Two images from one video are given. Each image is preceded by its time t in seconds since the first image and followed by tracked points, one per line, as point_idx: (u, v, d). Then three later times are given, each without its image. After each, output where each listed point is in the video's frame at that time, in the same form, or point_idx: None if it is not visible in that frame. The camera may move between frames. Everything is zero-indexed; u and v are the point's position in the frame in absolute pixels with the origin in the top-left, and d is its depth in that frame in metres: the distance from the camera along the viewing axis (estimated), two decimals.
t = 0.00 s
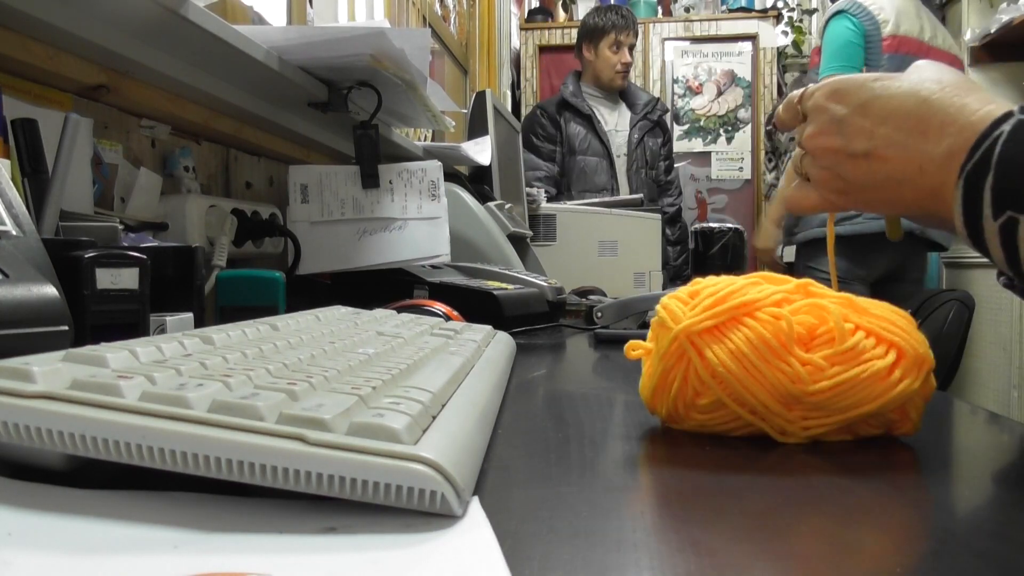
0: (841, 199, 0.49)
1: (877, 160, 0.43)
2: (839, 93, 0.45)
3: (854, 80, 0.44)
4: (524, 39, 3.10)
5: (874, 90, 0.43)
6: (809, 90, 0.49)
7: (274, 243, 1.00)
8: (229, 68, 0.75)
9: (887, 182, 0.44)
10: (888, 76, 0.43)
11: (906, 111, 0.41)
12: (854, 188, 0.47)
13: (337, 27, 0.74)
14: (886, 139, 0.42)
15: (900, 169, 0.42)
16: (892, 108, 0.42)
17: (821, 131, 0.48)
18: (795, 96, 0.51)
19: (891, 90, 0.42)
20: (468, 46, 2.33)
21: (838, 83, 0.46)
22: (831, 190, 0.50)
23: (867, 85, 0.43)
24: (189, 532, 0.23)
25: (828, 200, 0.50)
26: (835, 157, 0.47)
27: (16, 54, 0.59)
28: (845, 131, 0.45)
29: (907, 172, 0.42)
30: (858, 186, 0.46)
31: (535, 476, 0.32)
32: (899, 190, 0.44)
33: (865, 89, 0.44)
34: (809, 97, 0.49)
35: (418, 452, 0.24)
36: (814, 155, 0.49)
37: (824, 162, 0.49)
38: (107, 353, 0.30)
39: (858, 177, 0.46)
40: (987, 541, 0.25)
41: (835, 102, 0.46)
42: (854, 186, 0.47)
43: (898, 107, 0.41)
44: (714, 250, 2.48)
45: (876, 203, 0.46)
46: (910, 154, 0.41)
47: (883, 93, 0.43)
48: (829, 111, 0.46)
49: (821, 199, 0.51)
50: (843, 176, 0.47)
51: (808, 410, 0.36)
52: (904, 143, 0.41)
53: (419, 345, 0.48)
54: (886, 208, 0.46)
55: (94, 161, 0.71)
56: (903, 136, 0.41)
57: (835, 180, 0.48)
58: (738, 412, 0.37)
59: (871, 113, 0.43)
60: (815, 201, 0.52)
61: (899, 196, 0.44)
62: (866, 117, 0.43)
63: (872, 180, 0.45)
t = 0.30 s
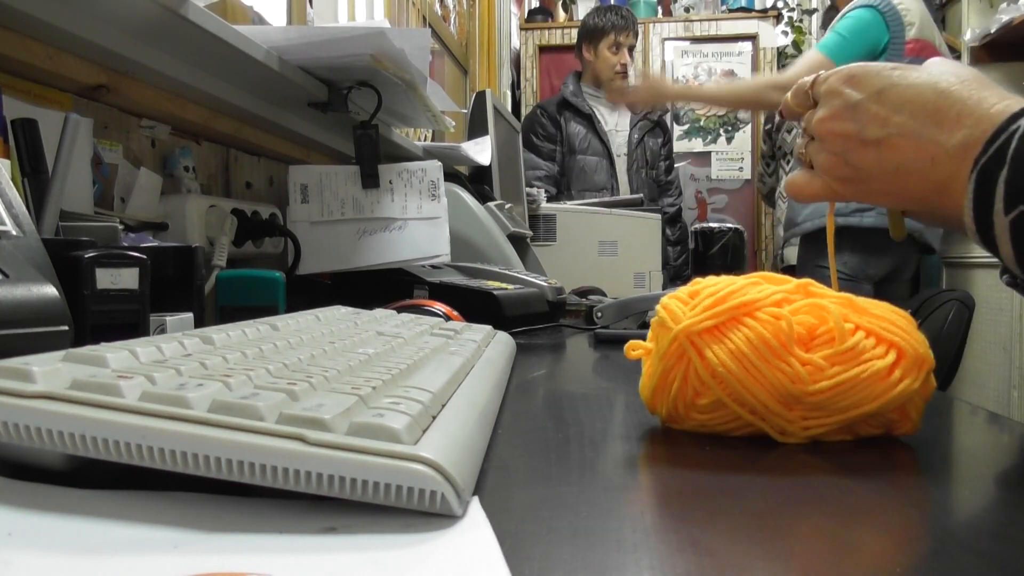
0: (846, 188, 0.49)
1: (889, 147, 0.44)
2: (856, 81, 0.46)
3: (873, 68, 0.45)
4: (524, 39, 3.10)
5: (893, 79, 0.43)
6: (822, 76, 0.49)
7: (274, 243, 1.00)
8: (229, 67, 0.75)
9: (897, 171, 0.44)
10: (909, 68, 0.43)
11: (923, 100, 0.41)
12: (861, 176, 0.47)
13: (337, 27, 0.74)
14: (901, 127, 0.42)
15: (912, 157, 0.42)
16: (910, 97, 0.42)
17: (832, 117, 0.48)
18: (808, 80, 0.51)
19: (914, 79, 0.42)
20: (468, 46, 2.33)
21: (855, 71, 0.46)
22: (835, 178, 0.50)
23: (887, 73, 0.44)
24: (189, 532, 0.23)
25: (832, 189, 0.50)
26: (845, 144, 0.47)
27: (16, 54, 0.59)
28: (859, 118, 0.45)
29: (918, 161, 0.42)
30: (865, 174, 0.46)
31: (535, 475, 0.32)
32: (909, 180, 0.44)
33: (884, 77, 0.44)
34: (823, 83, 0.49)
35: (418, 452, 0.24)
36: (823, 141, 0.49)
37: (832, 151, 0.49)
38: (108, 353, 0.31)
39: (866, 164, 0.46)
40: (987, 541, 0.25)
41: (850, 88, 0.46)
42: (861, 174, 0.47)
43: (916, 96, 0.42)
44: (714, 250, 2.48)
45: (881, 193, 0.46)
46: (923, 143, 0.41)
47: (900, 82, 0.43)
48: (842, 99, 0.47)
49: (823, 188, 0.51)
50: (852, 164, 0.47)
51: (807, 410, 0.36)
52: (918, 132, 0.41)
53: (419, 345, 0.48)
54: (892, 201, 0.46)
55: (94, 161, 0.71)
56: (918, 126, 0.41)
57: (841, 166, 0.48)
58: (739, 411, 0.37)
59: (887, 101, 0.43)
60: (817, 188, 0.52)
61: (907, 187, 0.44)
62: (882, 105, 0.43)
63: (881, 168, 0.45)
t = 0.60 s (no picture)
0: (848, 183, 0.49)
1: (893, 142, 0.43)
2: (861, 75, 0.46)
3: (878, 62, 0.44)
4: (524, 40, 3.11)
5: (898, 74, 0.43)
6: (826, 69, 0.49)
7: (274, 243, 1.00)
8: (229, 68, 0.75)
9: (901, 166, 0.44)
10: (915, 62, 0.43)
11: (928, 95, 0.41)
12: (864, 171, 0.47)
13: (337, 27, 0.74)
14: (906, 122, 0.42)
15: (917, 152, 0.42)
16: (915, 92, 0.42)
17: (836, 112, 0.48)
18: (811, 73, 0.51)
19: (920, 73, 0.42)
20: (468, 46, 2.33)
21: (860, 65, 0.46)
22: (838, 173, 0.50)
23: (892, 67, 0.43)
24: (189, 532, 0.23)
25: (834, 183, 0.50)
26: (848, 139, 0.47)
27: (16, 54, 0.59)
28: (863, 112, 0.45)
29: (923, 156, 0.42)
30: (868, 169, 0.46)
31: (536, 475, 0.32)
32: (912, 175, 0.44)
33: (890, 72, 0.44)
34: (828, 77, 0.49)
35: (417, 452, 0.24)
36: (826, 136, 0.49)
37: (835, 145, 0.49)
38: (108, 353, 0.31)
39: (869, 159, 0.46)
40: (988, 541, 0.24)
41: (854, 82, 0.46)
42: (864, 169, 0.47)
43: (921, 91, 0.42)
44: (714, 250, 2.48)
45: (884, 188, 0.46)
46: (929, 138, 0.41)
47: (905, 76, 0.43)
48: (847, 92, 0.46)
49: (825, 182, 0.51)
50: (855, 158, 0.47)
51: (808, 410, 0.36)
52: (923, 127, 0.41)
53: (419, 345, 0.48)
54: (895, 196, 0.46)
55: (94, 161, 0.71)
56: (924, 121, 0.41)
57: (844, 161, 0.48)
58: (739, 410, 0.37)
59: (891, 95, 0.43)
60: (819, 182, 0.52)
61: (910, 182, 0.44)
62: (887, 99, 0.43)
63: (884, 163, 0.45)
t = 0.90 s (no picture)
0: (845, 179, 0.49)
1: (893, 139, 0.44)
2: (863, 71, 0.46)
3: (881, 58, 0.44)
4: (524, 40, 3.11)
5: (899, 71, 0.43)
6: (827, 65, 0.49)
7: (274, 243, 1.00)
8: (229, 67, 0.75)
9: (899, 164, 0.44)
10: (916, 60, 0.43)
11: (928, 93, 0.41)
12: (861, 167, 0.47)
13: (337, 27, 0.74)
14: (905, 120, 0.43)
15: (915, 150, 0.42)
16: (915, 89, 0.42)
17: (837, 108, 0.48)
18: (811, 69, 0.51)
19: (922, 71, 0.42)
20: (468, 46, 2.33)
21: (863, 62, 0.46)
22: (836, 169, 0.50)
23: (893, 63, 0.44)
24: (189, 532, 0.23)
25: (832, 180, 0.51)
26: (847, 135, 0.47)
27: (17, 54, 0.59)
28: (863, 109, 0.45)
29: (922, 154, 0.42)
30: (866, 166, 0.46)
31: (536, 476, 0.31)
32: (910, 173, 0.44)
33: (892, 69, 0.44)
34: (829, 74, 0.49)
35: (417, 452, 0.24)
36: (826, 132, 0.49)
37: (834, 141, 0.49)
38: (108, 353, 0.30)
39: (867, 155, 0.46)
40: (988, 542, 0.24)
41: (855, 79, 0.46)
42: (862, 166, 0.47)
43: (921, 88, 0.42)
44: (715, 249, 2.48)
45: (881, 185, 0.46)
46: (928, 137, 0.41)
47: (907, 73, 0.43)
48: (848, 89, 0.46)
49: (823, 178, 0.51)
50: (853, 155, 0.47)
51: (809, 410, 0.36)
52: (922, 125, 0.42)
53: (419, 345, 0.48)
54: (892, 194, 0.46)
55: (94, 161, 0.71)
56: (924, 119, 0.41)
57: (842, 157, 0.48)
58: (740, 410, 0.37)
59: (892, 92, 0.43)
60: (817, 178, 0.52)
61: (908, 180, 0.44)
62: (887, 97, 0.43)
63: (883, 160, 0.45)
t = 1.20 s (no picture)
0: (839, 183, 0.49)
1: (885, 141, 0.44)
2: (844, 75, 0.46)
3: (859, 61, 0.45)
4: (524, 39, 3.11)
5: (880, 73, 0.43)
6: (805, 71, 0.49)
7: (274, 243, 1.00)
8: (228, 67, 0.75)
9: (894, 164, 0.44)
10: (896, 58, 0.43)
11: (914, 91, 0.41)
12: (854, 171, 0.47)
13: (337, 27, 0.74)
14: (896, 120, 0.42)
15: (909, 149, 0.42)
16: (900, 89, 0.42)
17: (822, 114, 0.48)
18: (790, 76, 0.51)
19: (903, 69, 0.42)
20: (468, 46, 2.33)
21: (841, 66, 0.46)
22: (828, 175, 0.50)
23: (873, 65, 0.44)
24: (189, 532, 0.23)
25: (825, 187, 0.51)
26: (836, 140, 0.47)
27: (17, 54, 0.59)
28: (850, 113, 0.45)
29: (916, 153, 0.42)
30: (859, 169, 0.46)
31: (536, 476, 0.31)
32: (906, 171, 0.44)
33: (873, 71, 0.44)
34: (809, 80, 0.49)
35: (417, 452, 0.24)
36: (814, 138, 0.49)
37: (823, 147, 0.49)
38: (108, 353, 0.30)
39: (859, 158, 0.46)
40: (987, 541, 0.24)
41: (837, 83, 0.46)
42: (854, 169, 0.47)
43: (906, 87, 0.42)
44: (715, 249, 2.48)
45: (878, 187, 0.46)
46: (921, 135, 0.41)
47: (888, 74, 0.43)
48: (831, 93, 0.47)
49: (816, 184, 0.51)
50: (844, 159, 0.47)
51: (809, 410, 0.36)
52: (914, 125, 0.41)
53: (419, 345, 0.48)
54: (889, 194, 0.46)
55: (94, 161, 0.71)
56: (913, 117, 0.41)
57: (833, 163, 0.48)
58: (738, 411, 0.37)
59: (876, 94, 0.43)
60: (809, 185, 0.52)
61: (903, 178, 0.44)
62: (873, 99, 0.43)
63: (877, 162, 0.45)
